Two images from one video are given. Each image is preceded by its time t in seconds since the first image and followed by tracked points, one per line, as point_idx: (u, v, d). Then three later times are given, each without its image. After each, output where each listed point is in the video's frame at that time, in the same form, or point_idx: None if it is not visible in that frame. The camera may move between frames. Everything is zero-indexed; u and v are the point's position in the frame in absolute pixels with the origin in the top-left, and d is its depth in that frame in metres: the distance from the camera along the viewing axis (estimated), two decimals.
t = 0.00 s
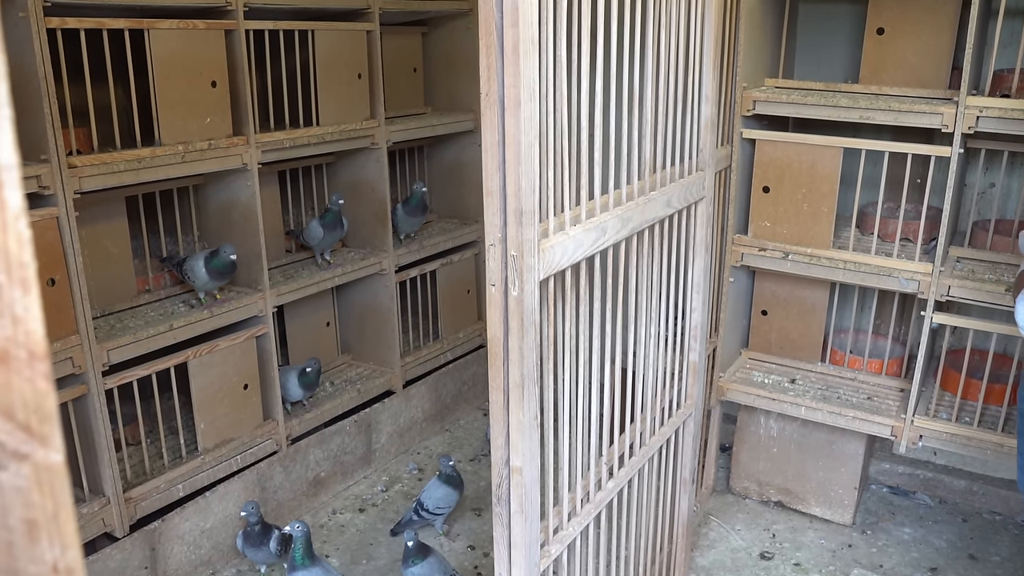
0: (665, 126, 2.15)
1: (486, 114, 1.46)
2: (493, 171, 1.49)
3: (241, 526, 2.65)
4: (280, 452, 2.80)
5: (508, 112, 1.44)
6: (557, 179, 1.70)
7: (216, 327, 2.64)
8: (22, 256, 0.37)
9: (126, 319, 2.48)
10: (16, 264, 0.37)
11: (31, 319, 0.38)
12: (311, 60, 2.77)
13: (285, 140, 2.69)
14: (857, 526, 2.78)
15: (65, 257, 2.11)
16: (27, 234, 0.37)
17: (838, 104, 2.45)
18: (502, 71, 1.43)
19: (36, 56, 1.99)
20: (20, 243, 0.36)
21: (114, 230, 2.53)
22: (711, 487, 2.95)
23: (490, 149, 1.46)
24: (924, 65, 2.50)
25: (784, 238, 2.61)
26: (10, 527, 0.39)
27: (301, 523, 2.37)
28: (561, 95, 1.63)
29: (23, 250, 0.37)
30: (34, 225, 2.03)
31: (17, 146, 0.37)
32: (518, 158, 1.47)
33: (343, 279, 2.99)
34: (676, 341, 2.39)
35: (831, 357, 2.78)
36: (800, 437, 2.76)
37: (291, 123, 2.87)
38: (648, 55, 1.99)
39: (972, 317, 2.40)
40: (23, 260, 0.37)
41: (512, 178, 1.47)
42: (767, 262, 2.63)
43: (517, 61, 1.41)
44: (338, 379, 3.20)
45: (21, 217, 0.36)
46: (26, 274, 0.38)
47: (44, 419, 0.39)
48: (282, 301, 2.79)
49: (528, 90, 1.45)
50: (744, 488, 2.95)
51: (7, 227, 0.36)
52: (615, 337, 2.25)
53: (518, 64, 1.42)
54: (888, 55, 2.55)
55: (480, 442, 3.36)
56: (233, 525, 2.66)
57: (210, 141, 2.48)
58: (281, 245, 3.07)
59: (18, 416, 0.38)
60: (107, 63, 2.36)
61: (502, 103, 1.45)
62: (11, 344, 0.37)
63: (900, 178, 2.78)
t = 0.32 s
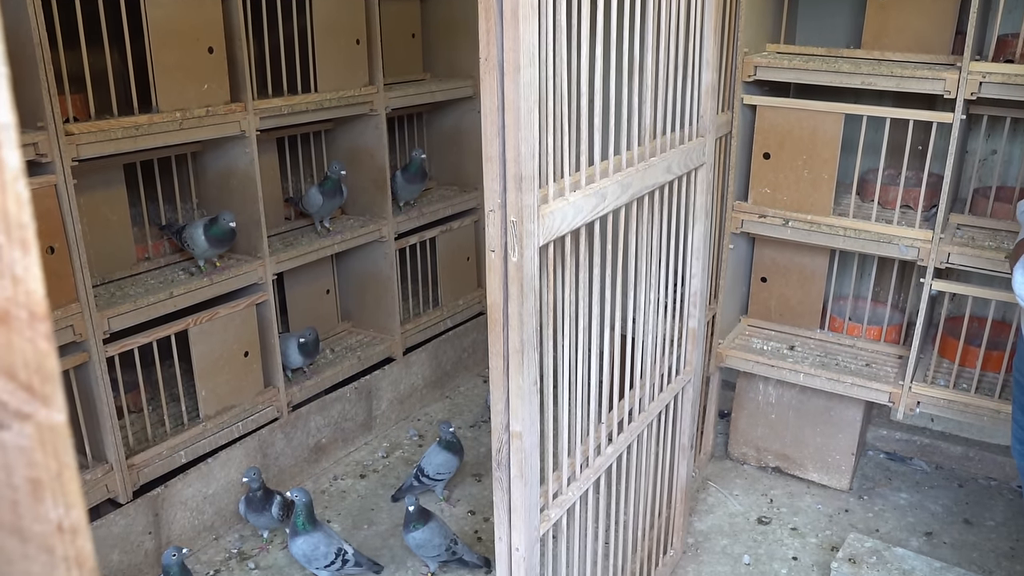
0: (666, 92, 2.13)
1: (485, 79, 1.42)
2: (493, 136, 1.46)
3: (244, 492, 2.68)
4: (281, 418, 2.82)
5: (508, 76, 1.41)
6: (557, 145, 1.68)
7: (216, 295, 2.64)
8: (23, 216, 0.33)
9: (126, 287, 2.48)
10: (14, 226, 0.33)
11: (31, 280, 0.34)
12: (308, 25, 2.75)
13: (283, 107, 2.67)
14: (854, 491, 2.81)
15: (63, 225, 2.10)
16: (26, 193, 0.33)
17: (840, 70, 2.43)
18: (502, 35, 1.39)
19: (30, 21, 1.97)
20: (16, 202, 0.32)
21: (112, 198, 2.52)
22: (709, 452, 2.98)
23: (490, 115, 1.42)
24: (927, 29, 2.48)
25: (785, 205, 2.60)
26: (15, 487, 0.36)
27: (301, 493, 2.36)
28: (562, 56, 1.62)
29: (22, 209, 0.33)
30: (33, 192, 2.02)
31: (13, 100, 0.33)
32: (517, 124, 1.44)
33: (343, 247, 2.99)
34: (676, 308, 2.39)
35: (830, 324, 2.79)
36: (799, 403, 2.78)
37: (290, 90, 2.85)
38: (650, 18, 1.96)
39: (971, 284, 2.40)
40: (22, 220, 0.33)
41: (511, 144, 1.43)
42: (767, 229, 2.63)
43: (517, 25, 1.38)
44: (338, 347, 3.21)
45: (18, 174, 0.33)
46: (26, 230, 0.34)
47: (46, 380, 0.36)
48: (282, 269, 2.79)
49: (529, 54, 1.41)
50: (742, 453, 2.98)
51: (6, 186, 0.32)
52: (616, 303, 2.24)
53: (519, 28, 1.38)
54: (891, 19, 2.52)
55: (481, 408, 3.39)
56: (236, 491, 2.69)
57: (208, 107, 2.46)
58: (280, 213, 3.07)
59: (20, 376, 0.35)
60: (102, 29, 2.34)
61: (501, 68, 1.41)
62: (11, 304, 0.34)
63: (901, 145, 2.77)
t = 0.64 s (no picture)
0: (668, 58, 2.10)
1: (484, 44, 1.40)
2: (492, 103, 1.44)
3: (246, 460, 2.70)
4: (281, 387, 2.83)
5: (507, 42, 1.38)
6: (557, 112, 1.67)
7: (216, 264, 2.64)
8: (19, 180, 0.36)
9: (125, 257, 2.48)
10: (14, 188, 0.36)
11: (31, 243, 0.37)
12: None
13: (282, 74, 2.65)
14: (851, 458, 2.83)
15: (62, 194, 2.10)
16: (24, 156, 0.36)
17: (842, 37, 2.41)
18: None
19: None
20: (20, 169, 0.36)
21: (110, 167, 2.51)
22: (708, 420, 3.00)
23: (489, 81, 1.40)
24: None
25: (786, 173, 2.59)
26: (19, 444, 0.39)
27: (302, 462, 2.37)
28: (561, 19, 1.61)
29: (21, 173, 0.36)
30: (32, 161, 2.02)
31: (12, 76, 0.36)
32: (517, 90, 1.42)
33: (342, 215, 2.98)
34: (675, 277, 2.38)
35: (829, 293, 2.80)
36: (798, 370, 2.80)
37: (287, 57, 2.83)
38: None
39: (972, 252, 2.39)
40: (21, 181, 0.36)
41: (511, 110, 1.41)
42: (767, 197, 2.62)
43: None
44: (338, 316, 3.22)
45: (17, 141, 0.35)
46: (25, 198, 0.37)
47: (46, 340, 0.39)
48: (281, 238, 2.79)
49: (529, 19, 1.39)
50: (741, 421, 3.00)
51: (5, 149, 0.35)
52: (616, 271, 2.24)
53: None
54: None
55: (481, 376, 3.40)
56: (238, 459, 2.71)
57: (205, 75, 2.45)
58: (279, 182, 3.06)
59: (22, 336, 0.38)
60: None
61: (500, 32, 1.38)
62: (11, 266, 0.36)
63: (903, 112, 2.75)
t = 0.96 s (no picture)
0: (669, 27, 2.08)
1: (484, 12, 1.38)
2: (492, 72, 1.42)
3: (247, 432, 2.71)
4: (282, 358, 2.84)
5: (508, 9, 1.36)
6: (557, 81, 1.65)
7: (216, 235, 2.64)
8: (19, 142, 0.35)
9: (124, 228, 2.47)
10: (13, 149, 0.35)
11: (32, 207, 0.35)
12: None
13: (280, 44, 2.64)
14: (849, 429, 2.85)
15: (61, 166, 2.09)
16: (22, 119, 0.35)
17: (844, 6, 2.39)
18: None
19: None
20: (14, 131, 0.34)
21: (109, 138, 2.50)
22: (708, 391, 3.02)
23: (489, 50, 1.38)
24: None
25: (787, 143, 2.58)
26: (23, 411, 0.38)
27: (303, 433, 2.38)
28: None
29: (20, 135, 0.35)
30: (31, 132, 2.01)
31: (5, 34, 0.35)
32: (517, 59, 1.40)
33: (341, 188, 2.97)
34: (675, 249, 2.36)
35: (829, 264, 2.80)
36: (797, 341, 2.81)
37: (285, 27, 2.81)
38: None
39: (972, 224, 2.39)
40: (21, 145, 0.35)
41: (511, 80, 1.40)
42: (767, 168, 2.62)
43: None
44: (338, 287, 3.22)
45: (14, 101, 0.35)
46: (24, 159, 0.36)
47: (50, 306, 0.37)
48: (281, 209, 2.78)
49: None
50: (740, 392, 3.02)
51: (3, 112, 0.34)
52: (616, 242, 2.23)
53: None
54: None
55: (481, 347, 3.41)
56: (239, 430, 2.72)
57: (203, 45, 2.43)
58: (278, 154, 3.06)
59: (24, 302, 0.37)
60: None
61: None
62: (12, 231, 0.35)
63: (905, 82, 2.74)
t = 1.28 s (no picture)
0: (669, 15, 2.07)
1: None
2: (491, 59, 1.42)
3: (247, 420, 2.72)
4: (282, 347, 2.85)
5: None
6: (557, 69, 1.65)
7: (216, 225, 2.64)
8: (18, 129, 0.35)
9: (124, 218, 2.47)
10: (12, 137, 0.34)
11: (32, 194, 0.35)
12: None
13: (279, 33, 2.63)
14: (848, 417, 2.85)
15: (60, 155, 2.08)
16: (20, 105, 0.35)
17: None
18: None
19: None
20: (13, 116, 0.34)
21: (107, 127, 2.50)
22: (708, 379, 3.02)
23: (489, 38, 1.37)
24: None
25: (787, 133, 2.58)
26: (23, 399, 0.38)
27: (304, 422, 2.39)
28: None
29: (19, 122, 0.35)
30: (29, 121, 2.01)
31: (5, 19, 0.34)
32: (517, 47, 1.39)
33: (340, 176, 2.97)
34: (675, 238, 2.36)
35: (829, 253, 2.81)
36: (796, 330, 2.82)
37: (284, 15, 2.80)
38: None
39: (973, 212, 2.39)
40: (20, 132, 0.35)
41: (511, 68, 1.39)
42: (768, 156, 2.61)
43: None
44: (339, 276, 3.22)
45: (13, 88, 0.35)
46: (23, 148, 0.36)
47: (50, 294, 0.37)
48: (280, 198, 2.78)
49: None
50: (740, 381, 3.02)
51: (2, 99, 0.34)
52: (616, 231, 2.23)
53: None
54: None
55: (481, 336, 3.42)
56: (239, 419, 2.73)
57: (202, 33, 2.42)
58: (278, 142, 3.05)
59: (24, 290, 0.36)
60: None
61: None
62: (11, 218, 0.35)
63: (906, 71, 2.73)
